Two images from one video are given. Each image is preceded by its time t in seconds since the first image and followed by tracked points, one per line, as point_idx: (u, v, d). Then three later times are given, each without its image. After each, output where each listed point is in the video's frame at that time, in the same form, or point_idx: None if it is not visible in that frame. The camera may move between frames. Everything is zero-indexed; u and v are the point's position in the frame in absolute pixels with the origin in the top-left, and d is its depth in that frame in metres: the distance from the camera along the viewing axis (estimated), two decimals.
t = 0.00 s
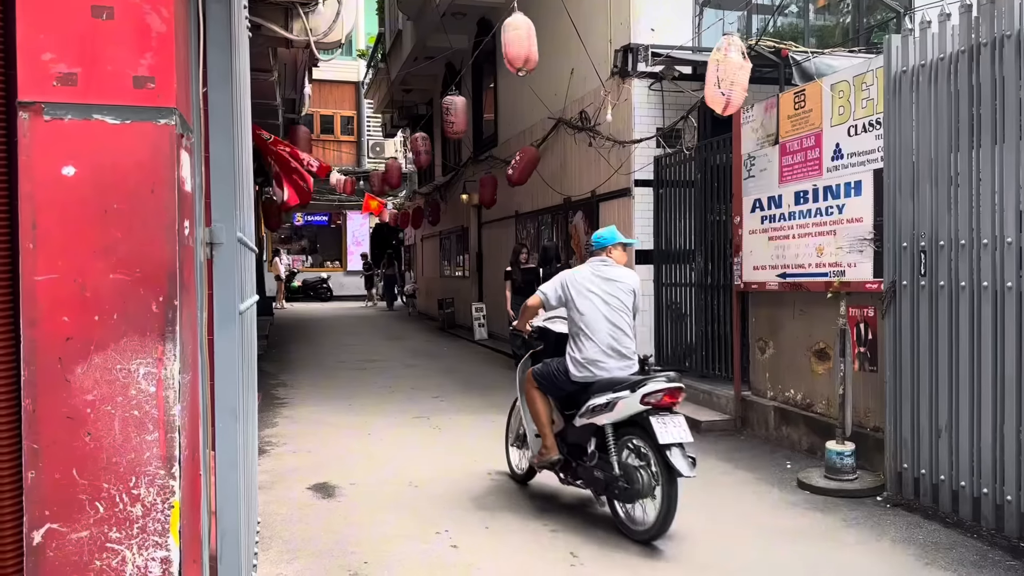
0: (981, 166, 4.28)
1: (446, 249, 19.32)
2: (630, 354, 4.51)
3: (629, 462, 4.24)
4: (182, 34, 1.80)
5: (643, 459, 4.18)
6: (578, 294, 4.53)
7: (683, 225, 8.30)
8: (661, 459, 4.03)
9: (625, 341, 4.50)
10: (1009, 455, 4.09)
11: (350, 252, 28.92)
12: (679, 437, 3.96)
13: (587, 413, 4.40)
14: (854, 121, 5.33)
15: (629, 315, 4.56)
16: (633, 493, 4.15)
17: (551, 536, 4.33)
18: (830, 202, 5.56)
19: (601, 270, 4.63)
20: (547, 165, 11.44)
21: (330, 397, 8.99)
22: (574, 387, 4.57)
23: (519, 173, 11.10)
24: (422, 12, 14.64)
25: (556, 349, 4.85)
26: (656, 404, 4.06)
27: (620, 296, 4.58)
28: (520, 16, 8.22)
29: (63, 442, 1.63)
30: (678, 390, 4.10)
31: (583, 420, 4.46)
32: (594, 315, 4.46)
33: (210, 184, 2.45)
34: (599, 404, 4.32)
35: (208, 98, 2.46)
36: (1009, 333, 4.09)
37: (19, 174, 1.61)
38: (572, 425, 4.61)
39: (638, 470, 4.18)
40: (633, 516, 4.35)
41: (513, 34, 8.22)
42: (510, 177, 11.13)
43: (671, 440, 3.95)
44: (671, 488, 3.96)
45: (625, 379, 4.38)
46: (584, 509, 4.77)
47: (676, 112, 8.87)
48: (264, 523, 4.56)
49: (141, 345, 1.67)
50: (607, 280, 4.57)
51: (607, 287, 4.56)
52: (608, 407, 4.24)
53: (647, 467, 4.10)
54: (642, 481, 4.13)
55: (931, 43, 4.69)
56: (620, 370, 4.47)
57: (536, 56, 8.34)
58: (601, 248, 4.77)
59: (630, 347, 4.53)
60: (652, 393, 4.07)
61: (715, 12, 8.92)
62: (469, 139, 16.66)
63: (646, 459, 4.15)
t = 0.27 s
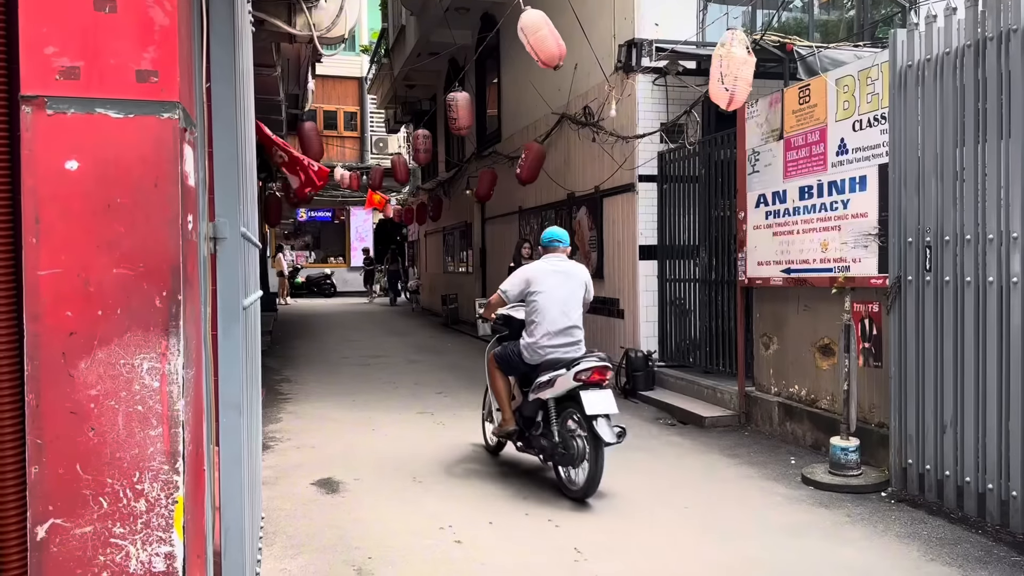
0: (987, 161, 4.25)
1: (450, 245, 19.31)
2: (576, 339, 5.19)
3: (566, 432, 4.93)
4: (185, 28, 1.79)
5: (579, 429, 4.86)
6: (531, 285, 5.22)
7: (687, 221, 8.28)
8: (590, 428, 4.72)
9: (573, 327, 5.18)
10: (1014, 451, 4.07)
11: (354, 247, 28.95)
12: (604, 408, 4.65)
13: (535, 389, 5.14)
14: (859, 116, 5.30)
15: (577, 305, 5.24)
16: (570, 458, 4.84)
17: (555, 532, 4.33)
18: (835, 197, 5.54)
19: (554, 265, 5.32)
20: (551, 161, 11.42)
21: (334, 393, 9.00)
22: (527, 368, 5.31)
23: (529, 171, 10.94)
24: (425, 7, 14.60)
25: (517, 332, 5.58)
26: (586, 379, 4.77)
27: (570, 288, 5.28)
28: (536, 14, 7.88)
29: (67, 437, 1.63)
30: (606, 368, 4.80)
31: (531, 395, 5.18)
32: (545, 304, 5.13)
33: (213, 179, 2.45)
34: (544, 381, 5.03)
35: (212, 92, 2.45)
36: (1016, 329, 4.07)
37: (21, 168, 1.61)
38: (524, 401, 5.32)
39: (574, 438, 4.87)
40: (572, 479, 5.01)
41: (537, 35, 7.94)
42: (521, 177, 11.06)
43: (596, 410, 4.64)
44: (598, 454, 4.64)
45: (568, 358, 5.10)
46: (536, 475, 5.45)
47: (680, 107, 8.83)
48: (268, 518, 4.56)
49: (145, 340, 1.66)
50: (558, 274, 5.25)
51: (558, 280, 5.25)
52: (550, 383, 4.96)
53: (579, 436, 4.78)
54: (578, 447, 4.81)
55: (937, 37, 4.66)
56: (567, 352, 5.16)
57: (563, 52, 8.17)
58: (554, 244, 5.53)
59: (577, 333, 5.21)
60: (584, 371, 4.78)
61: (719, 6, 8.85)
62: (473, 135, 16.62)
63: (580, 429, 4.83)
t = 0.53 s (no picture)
0: (988, 157, 4.24)
1: (451, 241, 19.30)
2: (537, 326, 5.89)
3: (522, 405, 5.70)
4: (184, 22, 1.79)
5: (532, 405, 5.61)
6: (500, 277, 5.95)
7: (688, 217, 8.27)
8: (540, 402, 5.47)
9: (536, 315, 5.88)
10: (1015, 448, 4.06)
11: (354, 244, 28.96)
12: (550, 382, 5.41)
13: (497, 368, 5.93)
14: (860, 112, 5.29)
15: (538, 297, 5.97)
16: (525, 428, 5.60)
17: (555, 528, 4.32)
18: (836, 193, 5.53)
19: (520, 260, 6.07)
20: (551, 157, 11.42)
21: (334, 389, 9.00)
22: (491, 351, 6.08)
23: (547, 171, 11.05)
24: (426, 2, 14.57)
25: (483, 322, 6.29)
26: (536, 359, 5.53)
27: (535, 281, 6.01)
28: (538, 15, 7.91)
29: (65, 433, 1.62)
30: (555, 348, 5.57)
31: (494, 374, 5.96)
32: (513, 292, 5.84)
33: (212, 174, 2.44)
34: (504, 361, 5.80)
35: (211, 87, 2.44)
36: (1017, 325, 4.07)
37: (18, 163, 1.60)
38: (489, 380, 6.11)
39: (529, 412, 5.62)
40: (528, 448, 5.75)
41: (541, 35, 7.94)
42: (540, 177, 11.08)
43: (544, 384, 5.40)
44: (545, 424, 5.37)
45: (526, 341, 5.85)
46: (502, 445, 6.21)
47: (681, 103, 8.82)
48: (269, 514, 4.56)
49: (144, 336, 1.66)
50: (525, 268, 5.95)
51: (525, 273, 5.98)
52: (508, 362, 5.72)
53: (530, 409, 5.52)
54: (531, 420, 5.57)
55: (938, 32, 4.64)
56: (528, 337, 5.86)
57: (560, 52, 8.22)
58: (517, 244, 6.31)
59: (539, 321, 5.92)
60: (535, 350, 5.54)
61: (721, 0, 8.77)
62: (473, 131, 16.61)
63: (533, 404, 5.57)
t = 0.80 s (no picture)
0: (986, 153, 4.24)
1: (449, 238, 19.28)
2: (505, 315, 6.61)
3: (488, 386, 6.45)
4: (179, 17, 1.78)
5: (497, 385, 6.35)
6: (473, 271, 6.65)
7: (687, 214, 8.26)
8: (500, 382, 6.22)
9: (505, 304, 6.56)
10: (1013, 444, 4.07)
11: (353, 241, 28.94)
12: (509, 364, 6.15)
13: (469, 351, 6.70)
14: (859, 108, 5.29)
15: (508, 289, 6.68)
16: (490, 405, 6.35)
17: (553, 525, 4.32)
18: (835, 190, 5.53)
19: (493, 256, 6.75)
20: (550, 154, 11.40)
21: (333, 386, 8.99)
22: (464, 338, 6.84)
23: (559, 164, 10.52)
24: None
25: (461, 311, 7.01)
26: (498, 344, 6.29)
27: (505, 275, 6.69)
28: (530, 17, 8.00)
29: (61, 429, 1.62)
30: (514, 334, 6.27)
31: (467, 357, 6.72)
32: (485, 283, 6.51)
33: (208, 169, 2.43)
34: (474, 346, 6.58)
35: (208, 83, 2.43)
36: (1015, 321, 4.07)
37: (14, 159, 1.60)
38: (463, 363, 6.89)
39: (494, 391, 6.37)
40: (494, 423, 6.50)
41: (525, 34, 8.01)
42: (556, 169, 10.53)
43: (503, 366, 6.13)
44: (504, 401, 6.10)
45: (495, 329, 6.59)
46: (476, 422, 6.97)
47: (680, 99, 8.81)
48: (267, 511, 4.56)
49: (140, 332, 1.65)
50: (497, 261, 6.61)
51: (496, 267, 6.66)
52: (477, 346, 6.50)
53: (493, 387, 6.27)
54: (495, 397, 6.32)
55: (937, 29, 4.64)
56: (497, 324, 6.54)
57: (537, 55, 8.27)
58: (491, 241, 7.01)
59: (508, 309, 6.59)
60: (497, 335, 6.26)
61: None
62: (472, 128, 16.58)
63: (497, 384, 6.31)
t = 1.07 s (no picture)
0: (983, 151, 4.24)
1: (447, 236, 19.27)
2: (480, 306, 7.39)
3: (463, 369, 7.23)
4: (175, 14, 1.77)
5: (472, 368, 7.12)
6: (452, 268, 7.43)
7: (684, 211, 8.27)
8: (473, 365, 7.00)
9: (480, 297, 7.34)
10: (1009, 441, 4.08)
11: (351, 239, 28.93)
12: (481, 349, 6.91)
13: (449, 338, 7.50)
14: (856, 106, 5.29)
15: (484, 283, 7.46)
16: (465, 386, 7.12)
17: (551, 523, 4.32)
18: (832, 188, 5.53)
19: (471, 254, 7.54)
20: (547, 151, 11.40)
21: (330, 384, 8.99)
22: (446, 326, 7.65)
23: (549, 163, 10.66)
24: None
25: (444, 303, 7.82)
26: (471, 331, 7.04)
27: (481, 271, 7.46)
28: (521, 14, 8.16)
29: (57, 427, 1.62)
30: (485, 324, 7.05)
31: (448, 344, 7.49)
32: (462, 279, 7.29)
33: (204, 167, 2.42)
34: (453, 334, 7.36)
35: (204, 80, 2.43)
36: (1012, 319, 4.08)
37: (9, 157, 1.59)
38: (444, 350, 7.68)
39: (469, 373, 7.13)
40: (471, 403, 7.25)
41: (512, 28, 8.14)
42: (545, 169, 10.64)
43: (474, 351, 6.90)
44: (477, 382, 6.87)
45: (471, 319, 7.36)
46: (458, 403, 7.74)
47: (677, 97, 8.81)
48: (264, 509, 4.56)
49: (136, 330, 1.65)
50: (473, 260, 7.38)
51: (473, 264, 7.44)
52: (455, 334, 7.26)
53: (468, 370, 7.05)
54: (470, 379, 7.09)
55: (934, 27, 4.64)
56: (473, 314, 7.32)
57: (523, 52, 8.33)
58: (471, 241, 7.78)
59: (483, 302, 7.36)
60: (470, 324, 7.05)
61: None
62: (470, 126, 16.57)
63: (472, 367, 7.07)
